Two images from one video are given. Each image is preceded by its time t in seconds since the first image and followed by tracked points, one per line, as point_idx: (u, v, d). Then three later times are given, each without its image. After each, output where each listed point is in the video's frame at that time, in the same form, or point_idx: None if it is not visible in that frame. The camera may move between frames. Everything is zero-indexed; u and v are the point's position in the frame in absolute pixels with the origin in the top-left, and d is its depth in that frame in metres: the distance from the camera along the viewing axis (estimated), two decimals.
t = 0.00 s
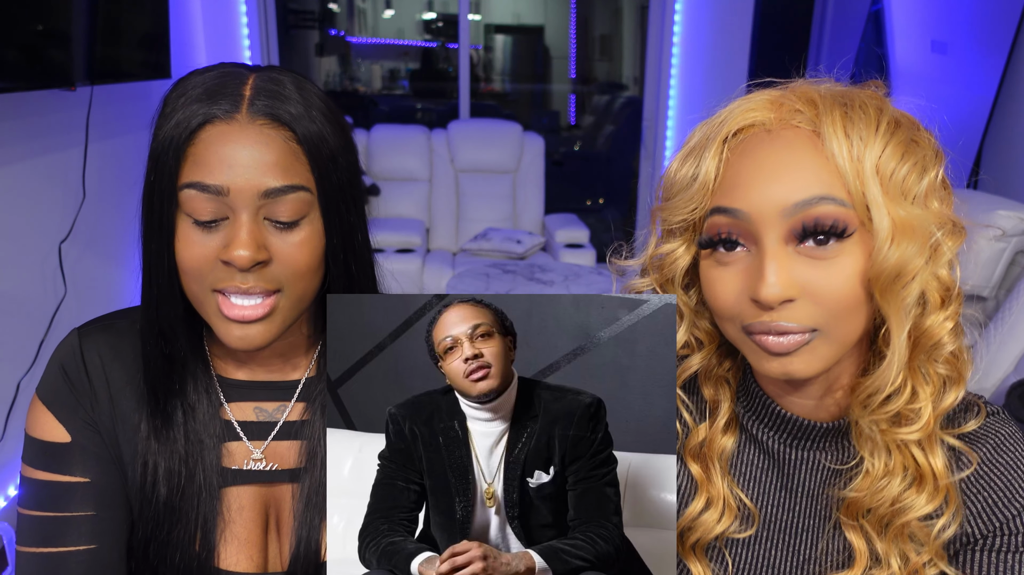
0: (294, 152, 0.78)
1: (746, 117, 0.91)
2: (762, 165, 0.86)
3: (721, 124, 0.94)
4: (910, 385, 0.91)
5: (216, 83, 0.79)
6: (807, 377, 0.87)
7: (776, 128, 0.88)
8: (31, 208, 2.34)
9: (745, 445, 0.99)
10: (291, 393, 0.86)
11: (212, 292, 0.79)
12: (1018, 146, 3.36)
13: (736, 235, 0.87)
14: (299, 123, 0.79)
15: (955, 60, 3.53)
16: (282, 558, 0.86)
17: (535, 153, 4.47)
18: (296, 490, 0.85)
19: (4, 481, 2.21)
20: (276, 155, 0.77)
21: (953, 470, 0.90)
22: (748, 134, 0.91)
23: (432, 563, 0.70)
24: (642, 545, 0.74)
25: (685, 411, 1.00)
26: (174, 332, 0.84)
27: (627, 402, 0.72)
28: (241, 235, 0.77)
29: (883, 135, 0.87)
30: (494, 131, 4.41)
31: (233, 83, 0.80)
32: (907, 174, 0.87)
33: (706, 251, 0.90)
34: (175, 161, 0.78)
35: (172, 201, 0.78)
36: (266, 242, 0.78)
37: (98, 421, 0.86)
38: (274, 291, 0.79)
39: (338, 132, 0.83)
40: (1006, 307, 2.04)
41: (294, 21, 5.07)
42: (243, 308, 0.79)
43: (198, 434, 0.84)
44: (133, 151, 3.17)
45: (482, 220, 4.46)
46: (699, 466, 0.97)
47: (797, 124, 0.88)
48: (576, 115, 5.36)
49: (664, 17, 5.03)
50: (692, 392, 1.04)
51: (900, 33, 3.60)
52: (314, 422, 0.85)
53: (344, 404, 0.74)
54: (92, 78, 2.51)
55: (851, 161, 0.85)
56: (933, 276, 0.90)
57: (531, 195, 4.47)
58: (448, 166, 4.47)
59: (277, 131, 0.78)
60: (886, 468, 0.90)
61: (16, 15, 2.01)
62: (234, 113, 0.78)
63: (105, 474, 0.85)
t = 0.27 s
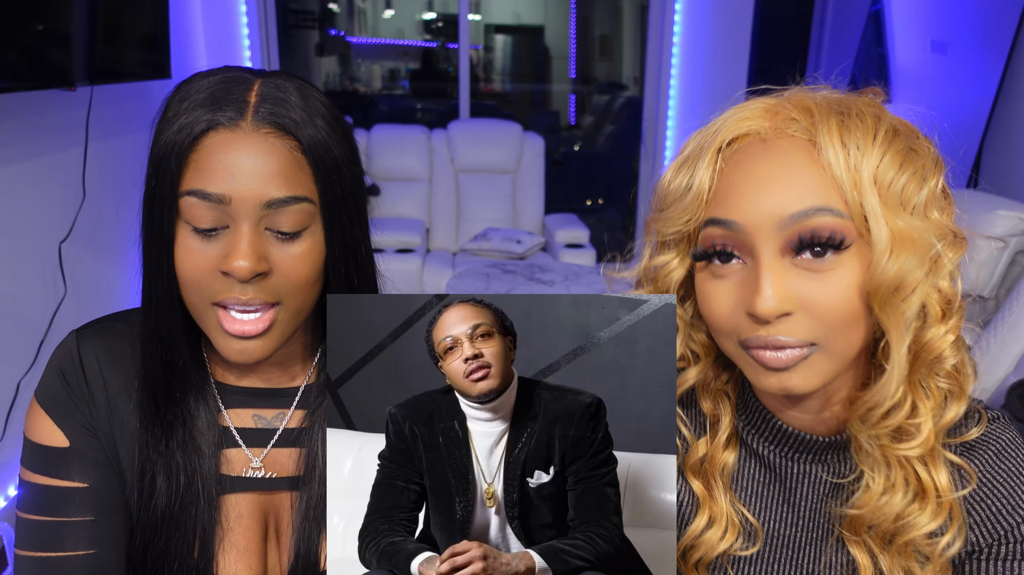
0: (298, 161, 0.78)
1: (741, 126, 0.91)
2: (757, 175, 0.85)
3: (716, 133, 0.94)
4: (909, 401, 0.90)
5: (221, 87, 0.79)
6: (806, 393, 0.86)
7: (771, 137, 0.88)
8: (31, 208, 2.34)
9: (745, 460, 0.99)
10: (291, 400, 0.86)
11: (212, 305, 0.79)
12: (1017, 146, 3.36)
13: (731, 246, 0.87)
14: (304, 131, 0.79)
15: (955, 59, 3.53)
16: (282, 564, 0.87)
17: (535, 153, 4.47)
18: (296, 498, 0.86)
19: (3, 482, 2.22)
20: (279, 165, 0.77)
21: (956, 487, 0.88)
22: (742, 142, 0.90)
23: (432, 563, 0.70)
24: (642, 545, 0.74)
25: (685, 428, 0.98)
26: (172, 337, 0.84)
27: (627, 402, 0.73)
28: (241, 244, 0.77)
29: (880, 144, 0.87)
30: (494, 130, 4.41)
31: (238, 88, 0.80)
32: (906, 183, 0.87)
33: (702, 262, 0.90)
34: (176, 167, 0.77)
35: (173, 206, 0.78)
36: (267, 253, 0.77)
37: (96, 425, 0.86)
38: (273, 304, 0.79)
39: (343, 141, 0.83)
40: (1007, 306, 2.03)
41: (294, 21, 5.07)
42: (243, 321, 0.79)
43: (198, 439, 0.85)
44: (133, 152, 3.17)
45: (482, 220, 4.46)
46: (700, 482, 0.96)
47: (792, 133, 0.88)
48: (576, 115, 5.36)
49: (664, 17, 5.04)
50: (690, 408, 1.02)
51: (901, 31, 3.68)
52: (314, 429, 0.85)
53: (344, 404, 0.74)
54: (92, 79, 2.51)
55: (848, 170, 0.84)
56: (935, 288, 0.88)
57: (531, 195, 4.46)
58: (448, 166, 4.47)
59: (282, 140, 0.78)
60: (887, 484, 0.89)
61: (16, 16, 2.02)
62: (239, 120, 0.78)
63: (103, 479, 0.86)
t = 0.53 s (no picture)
0: (300, 165, 0.78)
1: (732, 132, 0.91)
2: (752, 183, 0.85)
3: (706, 140, 0.93)
4: (909, 405, 0.91)
5: (223, 90, 0.79)
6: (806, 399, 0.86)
7: (764, 142, 0.88)
8: (31, 208, 2.34)
9: (744, 462, 0.99)
10: (292, 402, 0.86)
11: (212, 307, 0.79)
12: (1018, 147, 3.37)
13: (728, 254, 0.86)
14: (306, 134, 0.79)
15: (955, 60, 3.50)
16: (283, 567, 0.87)
17: (535, 153, 4.47)
18: (297, 499, 0.86)
19: (3, 482, 2.22)
20: (281, 169, 0.77)
21: (957, 489, 0.89)
22: (734, 149, 0.90)
23: (432, 563, 0.70)
24: (642, 545, 0.74)
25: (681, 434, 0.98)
26: (172, 339, 0.84)
27: (627, 402, 0.73)
28: (243, 248, 0.76)
29: (874, 144, 0.87)
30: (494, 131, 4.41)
31: (239, 91, 0.80)
32: (901, 183, 0.87)
33: (697, 271, 0.89)
34: (177, 171, 0.77)
35: (173, 210, 0.78)
36: (268, 257, 0.77)
37: (97, 427, 0.86)
38: (273, 307, 0.79)
39: (345, 144, 0.83)
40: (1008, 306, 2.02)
41: (294, 21, 5.07)
42: (243, 322, 0.79)
43: (200, 442, 0.85)
44: (133, 152, 3.17)
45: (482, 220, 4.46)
46: (698, 485, 0.95)
47: (784, 138, 0.87)
48: (576, 115, 5.36)
49: (664, 17, 5.03)
50: (686, 412, 1.01)
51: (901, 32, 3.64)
52: (316, 430, 0.85)
53: (344, 404, 0.74)
54: (92, 79, 2.51)
55: (844, 173, 0.84)
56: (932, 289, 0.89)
57: (531, 195, 4.47)
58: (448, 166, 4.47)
59: (283, 144, 0.78)
60: (888, 487, 0.90)
61: (16, 16, 2.02)
62: (240, 124, 0.78)
63: (103, 481, 0.85)
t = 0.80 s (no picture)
0: (297, 168, 0.78)
1: (692, 149, 0.93)
2: (719, 187, 0.86)
3: (671, 162, 0.95)
4: (913, 379, 0.92)
5: (223, 90, 0.79)
6: (812, 385, 0.86)
7: (725, 150, 0.89)
8: (31, 208, 2.34)
9: (760, 459, 0.98)
10: (292, 403, 0.86)
11: (207, 309, 0.79)
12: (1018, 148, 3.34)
13: (711, 261, 0.85)
14: (303, 136, 0.79)
15: (954, 60, 3.53)
16: (283, 567, 0.86)
17: (535, 153, 4.47)
18: (297, 499, 0.86)
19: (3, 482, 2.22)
20: (278, 171, 0.77)
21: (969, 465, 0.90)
22: (699, 163, 0.91)
23: (432, 563, 0.70)
24: (642, 545, 0.74)
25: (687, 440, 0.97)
26: (168, 339, 0.84)
27: (627, 401, 0.73)
28: (238, 250, 0.76)
29: (828, 134, 0.88)
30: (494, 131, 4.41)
31: (238, 92, 0.79)
32: (860, 164, 0.87)
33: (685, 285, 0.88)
34: (173, 172, 0.77)
35: (170, 211, 0.78)
36: (263, 260, 0.77)
37: (97, 427, 0.86)
38: (268, 309, 0.79)
39: (343, 147, 0.83)
40: (1007, 306, 2.01)
41: (294, 21, 5.07)
42: (238, 324, 0.79)
43: (201, 442, 0.85)
44: (133, 152, 3.17)
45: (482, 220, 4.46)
46: (716, 481, 0.94)
47: (744, 145, 0.89)
48: (576, 115, 5.36)
49: (664, 17, 5.03)
50: (706, 407, 1.00)
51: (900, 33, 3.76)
52: (315, 431, 0.85)
53: (345, 404, 0.74)
54: (92, 79, 2.51)
55: (803, 164, 0.85)
56: (913, 264, 0.90)
57: (531, 195, 4.47)
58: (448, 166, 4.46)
59: (280, 147, 0.78)
60: (903, 473, 0.89)
61: (16, 16, 2.02)
62: (237, 126, 0.78)
63: (103, 482, 0.85)
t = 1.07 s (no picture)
0: (289, 171, 0.78)
1: (681, 157, 0.94)
2: (712, 185, 0.87)
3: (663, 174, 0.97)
4: (921, 345, 0.94)
5: (223, 89, 0.79)
6: (832, 361, 0.86)
7: (713, 152, 0.92)
8: (31, 208, 2.34)
9: (768, 444, 0.98)
10: (289, 404, 0.86)
11: (197, 309, 0.79)
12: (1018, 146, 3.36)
13: (716, 255, 0.86)
14: (297, 139, 0.79)
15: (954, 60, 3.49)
16: (282, 567, 0.87)
17: (535, 153, 4.47)
18: (296, 500, 0.86)
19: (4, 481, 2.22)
20: (269, 173, 0.77)
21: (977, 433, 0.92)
22: (690, 170, 0.93)
23: (432, 563, 0.70)
24: (642, 545, 0.74)
25: (691, 435, 0.97)
26: (163, 338, 0.84)
27: (627, 402, 0.73)
28: (228, 252, 0.76)
29: (809, 124, 0.91)
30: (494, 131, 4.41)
31: (235, 93, 0.79)
32: (842, 147, 0.91)
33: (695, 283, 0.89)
34: (164, 172, 0.78)
35: (162, 211, 0.78)
36: (253, 262, 0.77)
37: (96, 427, 0.86)
38: (259, 312, 0.79)
39: (338, 151, 0.82)
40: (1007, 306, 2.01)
41: (294, 21, 5.06)
42: (229, 327, 0.79)
43: (200, 442, 0.85)
44: (133, 152, 3.16)
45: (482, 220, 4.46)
46: (723, 467, 0.95)
47: (730, 145, 0.91)
48: (576, 115, 5.36)
49: (664, 17, 5.03)
50: (713, 401, 1.01)
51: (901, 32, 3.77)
52: (314, 432, 0.85)
53: (344, 404, 0.74)
54: (92, 79, 2.51)
55: (789, 154, 0.88)
56: (908, 235, 0.91)
57: (531, 195, 4.47)
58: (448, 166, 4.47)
59: (273, 149, 0.78)
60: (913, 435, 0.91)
61: (16, 16, 2.02)
62: (230, 127, 0.78)
63: (102, 482, 0.85)
